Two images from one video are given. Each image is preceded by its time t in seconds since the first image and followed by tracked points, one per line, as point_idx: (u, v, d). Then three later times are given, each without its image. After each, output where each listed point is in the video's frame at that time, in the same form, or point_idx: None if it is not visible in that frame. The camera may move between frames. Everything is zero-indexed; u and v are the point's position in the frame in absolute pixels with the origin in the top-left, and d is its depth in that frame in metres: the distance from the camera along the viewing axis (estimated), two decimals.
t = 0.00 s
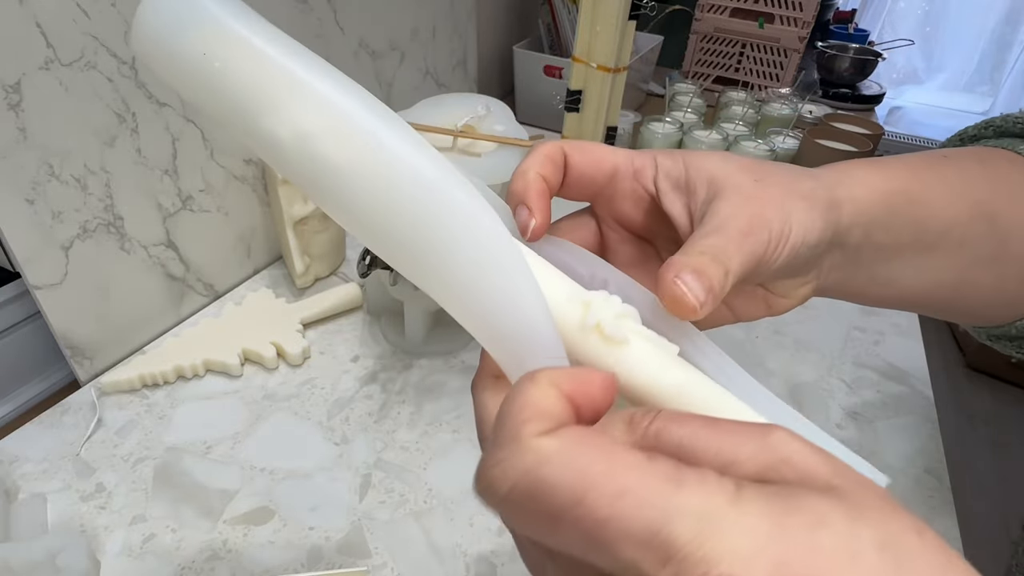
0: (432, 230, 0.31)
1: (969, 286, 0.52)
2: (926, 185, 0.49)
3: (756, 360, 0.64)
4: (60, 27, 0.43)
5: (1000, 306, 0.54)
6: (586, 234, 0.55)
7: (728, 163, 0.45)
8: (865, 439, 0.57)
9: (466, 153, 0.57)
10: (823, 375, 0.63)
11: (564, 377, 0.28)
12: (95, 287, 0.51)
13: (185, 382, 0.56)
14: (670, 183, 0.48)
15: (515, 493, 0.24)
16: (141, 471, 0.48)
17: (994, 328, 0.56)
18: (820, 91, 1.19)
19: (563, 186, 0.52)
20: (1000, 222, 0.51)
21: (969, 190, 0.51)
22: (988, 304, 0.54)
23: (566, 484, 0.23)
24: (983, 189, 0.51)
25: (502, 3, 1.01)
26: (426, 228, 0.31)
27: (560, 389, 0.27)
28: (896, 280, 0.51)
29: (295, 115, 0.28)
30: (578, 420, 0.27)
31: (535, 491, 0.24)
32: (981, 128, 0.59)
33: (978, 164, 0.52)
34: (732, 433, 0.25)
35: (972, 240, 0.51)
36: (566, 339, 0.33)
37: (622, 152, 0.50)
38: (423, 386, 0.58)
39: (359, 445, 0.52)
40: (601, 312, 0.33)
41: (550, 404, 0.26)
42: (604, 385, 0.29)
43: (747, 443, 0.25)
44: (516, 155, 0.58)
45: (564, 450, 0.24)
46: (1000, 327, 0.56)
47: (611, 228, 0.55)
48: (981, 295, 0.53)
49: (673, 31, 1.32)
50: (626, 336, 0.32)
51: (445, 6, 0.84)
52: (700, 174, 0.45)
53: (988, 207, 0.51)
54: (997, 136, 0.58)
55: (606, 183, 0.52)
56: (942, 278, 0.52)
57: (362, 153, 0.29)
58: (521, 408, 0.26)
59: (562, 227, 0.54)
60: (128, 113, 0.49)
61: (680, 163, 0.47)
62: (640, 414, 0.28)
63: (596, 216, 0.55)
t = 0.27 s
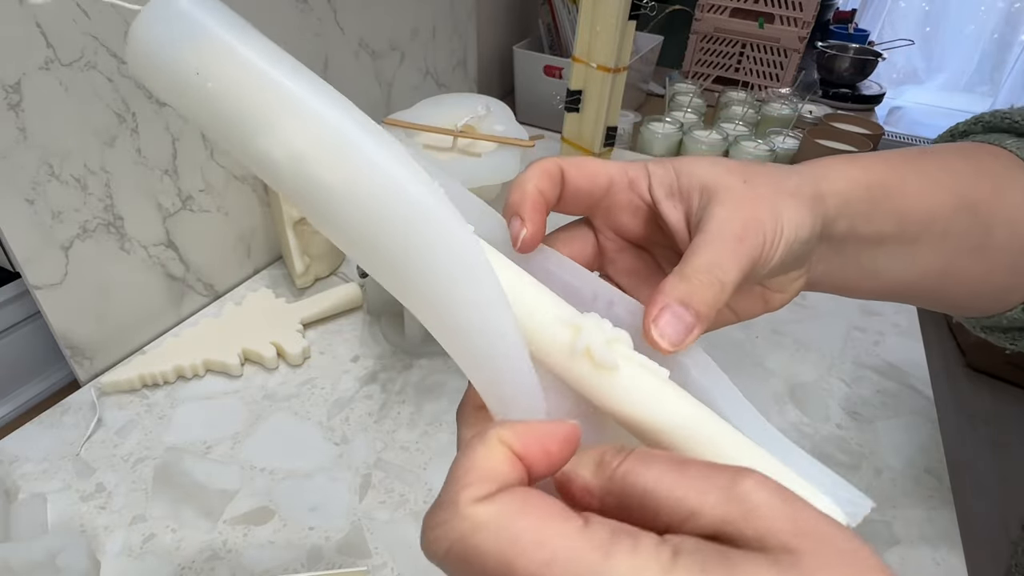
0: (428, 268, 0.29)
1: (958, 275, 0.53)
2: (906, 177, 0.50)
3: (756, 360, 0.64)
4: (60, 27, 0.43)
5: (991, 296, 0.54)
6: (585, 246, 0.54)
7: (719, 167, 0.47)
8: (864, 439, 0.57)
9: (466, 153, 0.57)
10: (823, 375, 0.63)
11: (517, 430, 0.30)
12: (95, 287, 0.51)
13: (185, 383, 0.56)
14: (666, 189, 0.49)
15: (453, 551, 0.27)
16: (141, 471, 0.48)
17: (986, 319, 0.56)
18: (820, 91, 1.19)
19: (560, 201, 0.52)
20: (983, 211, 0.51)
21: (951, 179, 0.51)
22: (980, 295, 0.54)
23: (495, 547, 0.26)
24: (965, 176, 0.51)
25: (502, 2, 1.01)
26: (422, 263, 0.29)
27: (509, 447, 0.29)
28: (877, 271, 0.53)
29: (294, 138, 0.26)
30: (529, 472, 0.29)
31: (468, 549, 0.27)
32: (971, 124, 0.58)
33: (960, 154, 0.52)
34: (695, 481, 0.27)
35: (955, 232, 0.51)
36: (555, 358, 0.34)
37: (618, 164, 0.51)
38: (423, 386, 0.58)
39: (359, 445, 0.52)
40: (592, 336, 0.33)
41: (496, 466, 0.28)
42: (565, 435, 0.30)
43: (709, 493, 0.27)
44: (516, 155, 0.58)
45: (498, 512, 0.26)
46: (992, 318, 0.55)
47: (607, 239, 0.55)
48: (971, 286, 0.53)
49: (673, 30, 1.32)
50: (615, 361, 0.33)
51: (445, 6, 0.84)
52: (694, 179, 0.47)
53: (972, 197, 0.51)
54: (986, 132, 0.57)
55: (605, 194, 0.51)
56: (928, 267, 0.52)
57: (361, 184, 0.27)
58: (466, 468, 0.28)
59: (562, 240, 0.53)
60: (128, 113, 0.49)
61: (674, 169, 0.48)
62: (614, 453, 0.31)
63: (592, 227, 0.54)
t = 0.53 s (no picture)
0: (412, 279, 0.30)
1: (952, 267, 0.53)
2: (898, 170, 0.51)
3: (756, 360, 0.64)
4: (59, 27, 0.43)
5: (984, 290, 0.54)
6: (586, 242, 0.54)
7: (711, 160, 0.47)
8: (864, 439, 0.57)
9: (466, 153, 0.56)
10: (823, 375, 0.63)
11: (514, 421, 0.29)
12: (95, 287, 0.51)
13: (185, 383, 0.56)
14: (664, 183, 0.49)
15: (431, 534, 0.28)
16: (141, 471, 0.48)
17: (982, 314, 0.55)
18: (820, 91, 1.19)
19: (560, 199, 0.51)
20: (976, 204, 0.51)
21: (944, 172, 0.51)
22: (972, 289, 0.54)
23: (473, 539, 0.27)
24: (959, 169, 0.51)
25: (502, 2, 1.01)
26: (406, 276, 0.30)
27: (504, 438, 0.29)
28: (874, 261, 0.53)
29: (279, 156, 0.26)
30: (522, 463, 0.29)
31: (447, 536, 0.27)
32: (967, 119, 0.57)
33: (955, 148, 0.52)
34: (679, 505, 0.28)
35: (949, 224, 0.51)
36: (544, 359, 0.35)
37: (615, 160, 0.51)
38: (424, 386, 0.58)
39: (359, 446, 0.52)
40: (579, 338, 0.34)
41: (489, 459, 0.28)
42: (558, 420, 0.30)
43: (694, 514, 0.28)
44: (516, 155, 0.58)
45: (482, 509, 0.27)
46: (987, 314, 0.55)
47: (608, 234, 0.55)
48: (963, 279, 0.53)
49: (673, 31, 1.32)
50: (603, 361, 0.34)
51: (445, 6, 0.84)
52: (691, 172, 0.47)
53: (965, 189, 0.51)
54: (981, 127, 0.56)
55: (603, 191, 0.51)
56: (922, 259, 0.53)
57: (349, 199, 0.27)
58: (458, 459, 0.28)
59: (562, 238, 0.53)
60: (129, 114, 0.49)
61: (669, 163, 0.49)
62: (605, 470, 0.31)
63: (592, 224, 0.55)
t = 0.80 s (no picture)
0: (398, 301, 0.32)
1: (949, 264, 0.53)
2: (889, 166, 0.52)
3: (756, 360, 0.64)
4: (60, 27, 0.43)
5: (981, 287, 0.53)
6: (587, 250, 0.54)
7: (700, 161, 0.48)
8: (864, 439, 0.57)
9: (466, 154, 0.56)
10: (823, 375, 0.63)
11: (522, 390, 0.30)
12: (95, 287, 0.51)
13: (185, 382, 0.56)
14: (657, 184, 0.50)
15: (448, 514, 0.28)
16: (141, 471, 0.48)
17: (981, 314, 0.55)
18: (820, 91, 1.19)
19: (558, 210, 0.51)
20: (970, 200, 0.51)
21: (937, 169, 0.52)
22: (968, 286, 0.54)
23: (489, 521, 0.27)
24: (951, 167, 0.52)
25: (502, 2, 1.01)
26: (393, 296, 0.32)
27: (515, 412, 0.29)
28: (870, 257, 0.53)
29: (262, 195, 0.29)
30: (532, 432, 0.30)
31: (464, 517, 0.28)
32: (963, 121, 0.59)
33: (947, 149, 0.53)
34: (689, 516, 0.28)
35: (943, 218, 0.52)
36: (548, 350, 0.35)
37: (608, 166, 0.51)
38: (424, 386, 0.58)
39: (359, 446, 0.52)
40: (573, 321, 0.35)
41: (502, 434, 0.29)
42: (556, 378, 0.31)
43: (704, 529, 0.28)
44: (515, 155, 0.58)
45: (498, 488, 0.27)
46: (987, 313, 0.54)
47: (607, 239, 0.54)
48: (959, 275, 0.53)
49: (673, 31, 1.32)
50: (603, 340, 0.34)
51: (445, 5, 0.84)
52: (682, 172, 0.48)
53: (957, 185, 0.51)
54: (977, 129, 0.57)
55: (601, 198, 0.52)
56: (919, 255, 0.53)
57: (326, 228, 0.30)
58: (473, 435, 0.29)
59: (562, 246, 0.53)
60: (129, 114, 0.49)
61: (659, 166, 0.50)
62: (618, 474, 0.31)
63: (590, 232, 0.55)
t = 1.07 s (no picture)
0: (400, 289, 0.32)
1: (950, 265, 0.53)
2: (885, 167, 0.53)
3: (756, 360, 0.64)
4: (59, 27, 0.43)
5: (985, 288, 0.53)
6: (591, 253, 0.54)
7: (698, 159, 0.50)
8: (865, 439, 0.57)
9: (466, 154, 0.56)
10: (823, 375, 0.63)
11: (543, 360, 0.30)
12: (95, 287, 0.51)
13: (185, 382, 0.56)
14: (659, 183, 0.51)
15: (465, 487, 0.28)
16: (141, 471, 0.49)
17: (987, 317, 0.55)
18: (820, 91, 1.19)
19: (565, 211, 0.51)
20: (968, 201, 0.52)
21: (936, 173, 0.52)
22: (971, 287, 0.53)
23: (505, 496, 0.27)
24: (950, 170, 0.52)
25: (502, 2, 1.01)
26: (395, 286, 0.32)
27: (540, 382, 0.29)
28: (872, 256, 0.53)
29: (256, 176, 0.30)
30: (552, 400, 0.30)
31: (480, 491, 0.28)
32: (961, 128, 0.59)
33: (946, 154, 0.54)
34: (687, 509, 0.28)
35: (942, 218, 0.52)
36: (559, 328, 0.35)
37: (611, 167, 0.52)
38: (424, 386, 0.58)
39: (359, 446, 0.52)
40: (580, 298, 0.35)
41: (526, 406, 0.29)
42: (568, 342, 0.31)
43: (699, 523, 0.28)
44: (515, 155, 0.57)
45: (517, 461, 0.27)
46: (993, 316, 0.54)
47: (611, 241, 0.54)
48: (961, 276, 0.53)
49: (673, 30, 1.32)
50: (611, 315, 0.34)
51: (445, 5, 0.84)
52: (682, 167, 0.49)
53: (955, 187, 0.52)
54: (974, 136, 0.58)
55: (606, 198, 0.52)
56: (919, 254, 0.53)
57: (326, 215, 0.30)
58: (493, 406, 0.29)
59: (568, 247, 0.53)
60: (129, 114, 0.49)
61: (659, 164, 0.51)
62: (616, 463, 0.31)
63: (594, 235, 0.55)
